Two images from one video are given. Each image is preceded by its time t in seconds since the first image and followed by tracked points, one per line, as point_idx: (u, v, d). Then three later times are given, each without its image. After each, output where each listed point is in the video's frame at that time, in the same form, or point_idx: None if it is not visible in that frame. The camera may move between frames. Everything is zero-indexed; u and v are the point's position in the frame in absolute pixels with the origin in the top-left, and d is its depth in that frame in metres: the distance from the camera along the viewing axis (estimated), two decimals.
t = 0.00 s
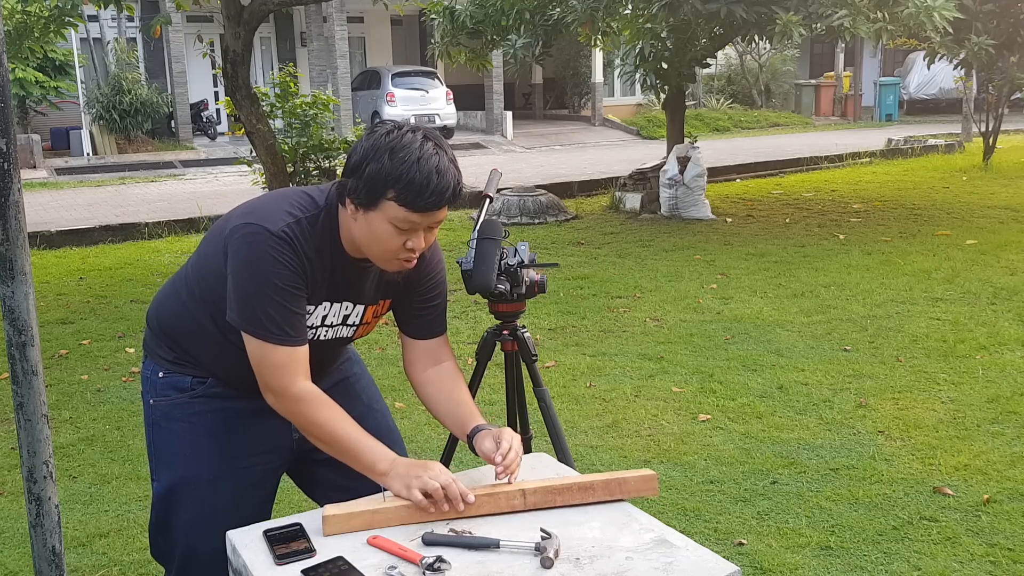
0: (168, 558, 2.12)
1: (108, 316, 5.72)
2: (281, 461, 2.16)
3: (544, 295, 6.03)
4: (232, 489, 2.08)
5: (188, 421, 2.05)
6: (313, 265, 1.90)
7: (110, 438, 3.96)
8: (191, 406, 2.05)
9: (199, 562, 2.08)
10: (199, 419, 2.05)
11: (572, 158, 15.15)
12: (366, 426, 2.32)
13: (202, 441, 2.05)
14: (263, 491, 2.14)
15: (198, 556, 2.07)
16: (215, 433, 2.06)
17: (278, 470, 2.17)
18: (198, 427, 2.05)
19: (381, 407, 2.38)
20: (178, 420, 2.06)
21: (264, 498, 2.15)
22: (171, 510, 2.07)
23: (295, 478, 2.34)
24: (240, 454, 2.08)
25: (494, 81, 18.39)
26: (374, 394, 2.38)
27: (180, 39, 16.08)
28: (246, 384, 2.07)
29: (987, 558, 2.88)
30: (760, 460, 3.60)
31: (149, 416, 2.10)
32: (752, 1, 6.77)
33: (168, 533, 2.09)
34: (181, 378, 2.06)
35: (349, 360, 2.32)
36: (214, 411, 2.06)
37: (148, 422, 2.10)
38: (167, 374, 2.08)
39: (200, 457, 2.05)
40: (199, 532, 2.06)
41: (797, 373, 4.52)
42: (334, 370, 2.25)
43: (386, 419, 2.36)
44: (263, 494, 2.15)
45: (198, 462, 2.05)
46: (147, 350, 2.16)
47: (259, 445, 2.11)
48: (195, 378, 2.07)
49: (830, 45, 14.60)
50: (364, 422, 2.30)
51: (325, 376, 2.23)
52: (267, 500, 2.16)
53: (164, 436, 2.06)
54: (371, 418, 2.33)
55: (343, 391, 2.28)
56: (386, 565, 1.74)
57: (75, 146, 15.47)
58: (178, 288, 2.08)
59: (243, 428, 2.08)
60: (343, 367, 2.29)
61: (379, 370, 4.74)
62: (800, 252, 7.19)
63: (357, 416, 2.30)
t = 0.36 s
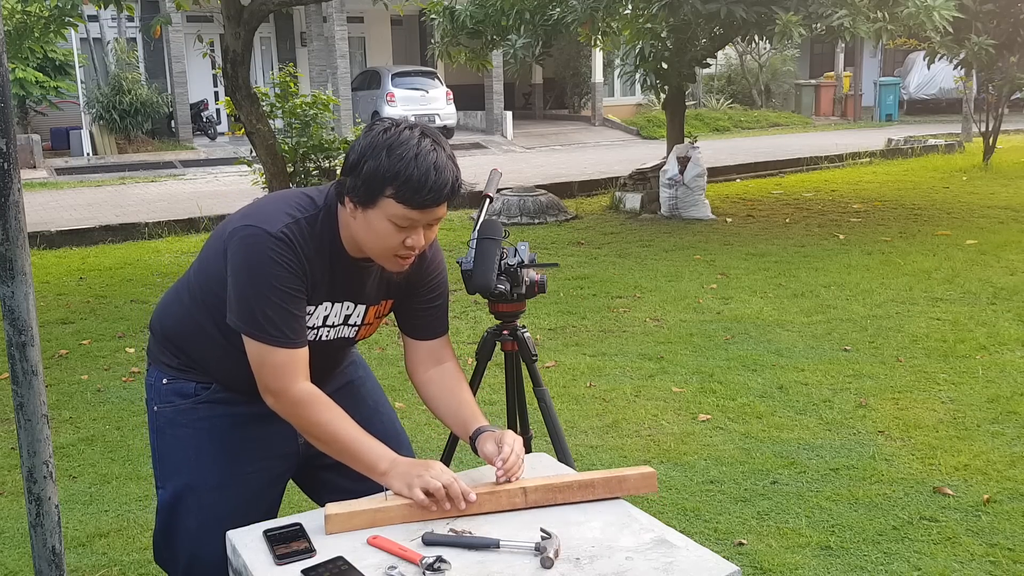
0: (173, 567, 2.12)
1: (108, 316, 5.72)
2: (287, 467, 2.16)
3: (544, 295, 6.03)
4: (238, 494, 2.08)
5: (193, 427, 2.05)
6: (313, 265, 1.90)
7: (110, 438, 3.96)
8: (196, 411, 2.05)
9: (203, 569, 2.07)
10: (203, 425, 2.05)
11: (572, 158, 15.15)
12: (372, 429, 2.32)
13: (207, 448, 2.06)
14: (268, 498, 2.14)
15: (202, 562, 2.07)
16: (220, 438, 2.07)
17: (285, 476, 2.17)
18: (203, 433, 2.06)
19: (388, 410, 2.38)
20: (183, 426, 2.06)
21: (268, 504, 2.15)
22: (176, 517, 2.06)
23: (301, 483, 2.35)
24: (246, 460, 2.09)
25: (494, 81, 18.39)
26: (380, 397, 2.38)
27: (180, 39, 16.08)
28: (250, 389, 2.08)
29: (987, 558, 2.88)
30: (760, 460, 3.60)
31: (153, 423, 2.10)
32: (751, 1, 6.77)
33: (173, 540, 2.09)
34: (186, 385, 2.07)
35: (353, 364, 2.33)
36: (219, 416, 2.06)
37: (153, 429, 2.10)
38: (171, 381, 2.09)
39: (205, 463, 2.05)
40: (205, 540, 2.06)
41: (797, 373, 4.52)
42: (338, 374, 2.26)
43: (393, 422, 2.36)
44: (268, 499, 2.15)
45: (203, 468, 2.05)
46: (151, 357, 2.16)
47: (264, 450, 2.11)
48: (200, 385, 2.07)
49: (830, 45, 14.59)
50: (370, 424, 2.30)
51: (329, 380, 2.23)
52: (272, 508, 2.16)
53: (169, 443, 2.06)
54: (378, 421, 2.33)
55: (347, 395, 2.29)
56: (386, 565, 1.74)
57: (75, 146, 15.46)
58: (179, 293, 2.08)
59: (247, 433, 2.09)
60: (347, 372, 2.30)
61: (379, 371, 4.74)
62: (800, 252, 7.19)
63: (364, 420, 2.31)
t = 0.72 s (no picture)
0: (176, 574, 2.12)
1: (108, 316, 5.72)
2: (289, 473, 2.17)
3: (544, 295, 6.03)
4: (240, 499, 2.08)
5: (194, 432, 2.05)
6: (315, 268, 1.90)
7: (110, 438, 3.96)
8: (197, 417, 2.05)
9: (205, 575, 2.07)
10: (205, 430, 2.06)
11: (572, 158, 15.15)
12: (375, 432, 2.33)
13: (209, 453, 2.06)
14: (270, 504, 2.14)
15: (204, 568, 2.06)
16: (222, 444, 2.07)
17: (288, 482, 2.18)
18: (205, 439, 2.06)
19: (389, 413, 2.39)
20: (184, 432, 2.06)
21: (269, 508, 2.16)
22: (178, 523, 2.06)
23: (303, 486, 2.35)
24: (248, 466, 2.09)
25: (494, 81, 18.39)
26: (381, 400, 2.39)
27: (180, 39, 16.08)
28: (252, 394, 2.08)
29: (987, 558, 2.88)
30: (760, 460, 3.60)
31: (154, 429, 2.10)
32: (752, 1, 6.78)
33: (174, 546, 2.09)
34: (187, 390, 2.07)
35: (354, 366, 2.34)
36: (221, 421, 2.06)
37: (154, 435, 2.10)
38: (172, 387, 2.09)
39: (207, 469, 2.05)
40: (208, 546, 2.05)
41: (797, 373, 4.52)
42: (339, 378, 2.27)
43: (395, 424, 2.37)
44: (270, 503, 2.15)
45: (205, 474, 2.05)
46: (151, 364, 2.16)
47: (266, 454, 2.11)
48: (201, 390, 2.07)
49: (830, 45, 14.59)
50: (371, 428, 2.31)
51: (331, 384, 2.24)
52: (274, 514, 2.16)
53: (171, 449, 2.06)
54: (379, 423, 2.34)
55: (347, 398, 2.29)
56: (386, 565, 1.74)
57: (75, 146, 15.44)
58: (181, 298, 2.08)
59: (250, 437, 2.09)
60: (348, 375, 2.31)
61: (379, 371, 4.75)
62: (800, 252, 7.19)
63: (365, 423, 2.32)
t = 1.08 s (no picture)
0: (164, 560, 2.13)
1: (108, 316, 5.72)
2: (277, 460, 2.17)
3: (544, 295, 6.03)
4: (229, 487, 2.09)
5: (184, 419, 2.06)
6: (318, 266, 1.89)
7: (110, 438, 3.96)
8: (187, 404, 2.06)
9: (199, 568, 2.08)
10: (194, 418, 2.06)
11: (572, 158, 15.15)
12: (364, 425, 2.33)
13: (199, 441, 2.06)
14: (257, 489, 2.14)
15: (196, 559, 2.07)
16: (213, 433, 2.07)
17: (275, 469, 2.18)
18: (194, 427, 2.06)
19: (377, 409, 2.39)
20: (175, 418, 2.06)
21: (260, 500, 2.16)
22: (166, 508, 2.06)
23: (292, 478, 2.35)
24: (237, 453, 2.09)
25: (494, 81, 18.39)
26: (370, 394, 2.39)
27: (180, 39, 16.08)
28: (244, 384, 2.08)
29: (987, 558, 2.88)
30: (760, 460, 3.60)
31: (143, 413, 2.10)
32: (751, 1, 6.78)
33: (163, 532, 2.09)
34: (178, 376, 2.07)
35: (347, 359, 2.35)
36: (211, 410, 2.06)
37: (143, 419, 2.10)
38: (163, 371, 2.09)
39: (196, 457, 2.05)
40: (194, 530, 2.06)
41: (797, 373, 4.52)
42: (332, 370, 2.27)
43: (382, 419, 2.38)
44: (259, 492, 2.15)
45: (194, 462, 2.05)
46: (143, 346, 2.16)
47: (256, 443, 2.11)
48: (192, 377, 2.07)
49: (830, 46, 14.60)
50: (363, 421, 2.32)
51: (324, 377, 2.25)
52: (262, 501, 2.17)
53: (159, 433, 2.07)
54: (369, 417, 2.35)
55: (340, 389, 2.30)
56: (385, 565, 1.74)
57: (74, 146, 15.46)
58: (179, 283, 2.07)
59: (241, 427, 2.09)
60: (341, 367, 2.32)
61: (379, 371, 4.75)
62: (800, 252, 7.19)
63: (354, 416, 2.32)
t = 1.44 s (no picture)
0: (155, 553, 2.14)
1: (109, 316, 5.72)
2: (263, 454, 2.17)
3: (544, 295, 6.03)
4: (217, 483, 2.09)
5: (169, 417, 2.04)
6: (289, 271, 1.85)
7: (110, 438, 3.96)
8: (173, 402, 2.03)
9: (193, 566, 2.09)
10: (179, 416, 2.04)
11: (571, 158, 15.15)
12: (342, 423, 2.34)
13: (185, 439, 2.05)
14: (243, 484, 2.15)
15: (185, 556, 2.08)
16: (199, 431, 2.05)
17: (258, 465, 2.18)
18: (179, 424, 2.04)
19: (354, 403, 2.40)
20: (160, 415, 2.04)
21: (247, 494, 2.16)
22: (155, 505, 2.09)
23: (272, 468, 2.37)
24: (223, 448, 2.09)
25: (494, 81, 18.39)
26: (349, 391, 2.39)
27: (180, 39, 16.07)
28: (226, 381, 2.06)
29: (987, 558, 2.88)
30: (760, 460, 3.60)
31: (127, 408, 2.08)
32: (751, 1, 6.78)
33: (154, 526, 2.11)
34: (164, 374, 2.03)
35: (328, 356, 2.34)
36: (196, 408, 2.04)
37: (127, 414, 2.08)
38: (147, 367, 2.04)
39: (183, 454, 2.05)
40: (183, 528, 2.08)
41: (797, 373, 4.52)
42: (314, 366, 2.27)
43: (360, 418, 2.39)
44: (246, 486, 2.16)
45: (181, 459, 2.05)
46: (126, 338, 2.12)
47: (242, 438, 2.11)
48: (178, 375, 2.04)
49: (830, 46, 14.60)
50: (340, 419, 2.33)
51: (302, 375, 2.24)
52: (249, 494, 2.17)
53: (144, 430, 2.05)
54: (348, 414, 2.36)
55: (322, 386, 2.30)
56: (386, 565, 1.74)
57: (74, 146, 15.47)
58: (163, 273, 2.04)
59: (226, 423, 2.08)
60: (323, 363, 2.31)
61: (378, 371, 4.75)
62: (800, 252, 7.20)
63: (334, 412, 2.33)
